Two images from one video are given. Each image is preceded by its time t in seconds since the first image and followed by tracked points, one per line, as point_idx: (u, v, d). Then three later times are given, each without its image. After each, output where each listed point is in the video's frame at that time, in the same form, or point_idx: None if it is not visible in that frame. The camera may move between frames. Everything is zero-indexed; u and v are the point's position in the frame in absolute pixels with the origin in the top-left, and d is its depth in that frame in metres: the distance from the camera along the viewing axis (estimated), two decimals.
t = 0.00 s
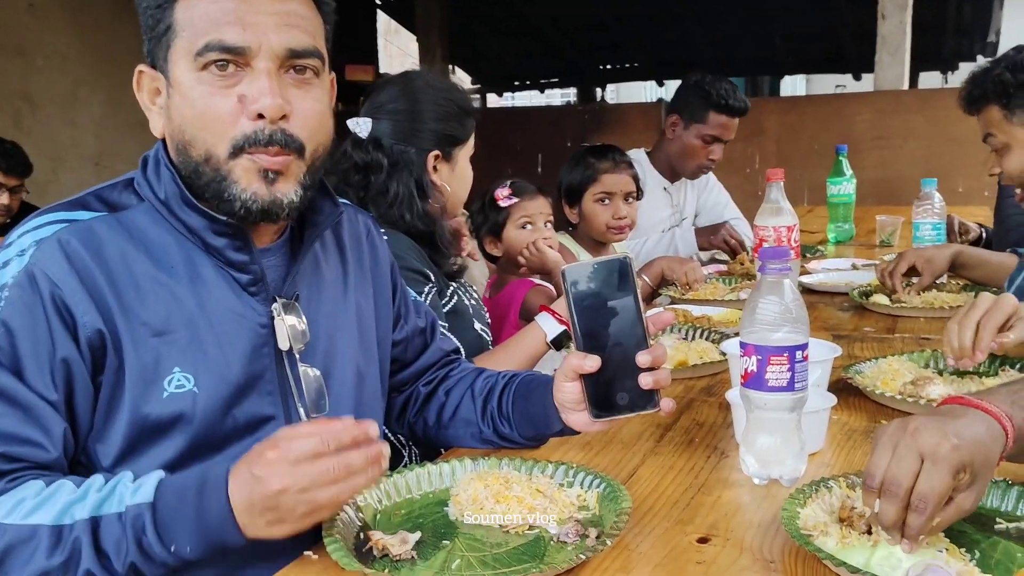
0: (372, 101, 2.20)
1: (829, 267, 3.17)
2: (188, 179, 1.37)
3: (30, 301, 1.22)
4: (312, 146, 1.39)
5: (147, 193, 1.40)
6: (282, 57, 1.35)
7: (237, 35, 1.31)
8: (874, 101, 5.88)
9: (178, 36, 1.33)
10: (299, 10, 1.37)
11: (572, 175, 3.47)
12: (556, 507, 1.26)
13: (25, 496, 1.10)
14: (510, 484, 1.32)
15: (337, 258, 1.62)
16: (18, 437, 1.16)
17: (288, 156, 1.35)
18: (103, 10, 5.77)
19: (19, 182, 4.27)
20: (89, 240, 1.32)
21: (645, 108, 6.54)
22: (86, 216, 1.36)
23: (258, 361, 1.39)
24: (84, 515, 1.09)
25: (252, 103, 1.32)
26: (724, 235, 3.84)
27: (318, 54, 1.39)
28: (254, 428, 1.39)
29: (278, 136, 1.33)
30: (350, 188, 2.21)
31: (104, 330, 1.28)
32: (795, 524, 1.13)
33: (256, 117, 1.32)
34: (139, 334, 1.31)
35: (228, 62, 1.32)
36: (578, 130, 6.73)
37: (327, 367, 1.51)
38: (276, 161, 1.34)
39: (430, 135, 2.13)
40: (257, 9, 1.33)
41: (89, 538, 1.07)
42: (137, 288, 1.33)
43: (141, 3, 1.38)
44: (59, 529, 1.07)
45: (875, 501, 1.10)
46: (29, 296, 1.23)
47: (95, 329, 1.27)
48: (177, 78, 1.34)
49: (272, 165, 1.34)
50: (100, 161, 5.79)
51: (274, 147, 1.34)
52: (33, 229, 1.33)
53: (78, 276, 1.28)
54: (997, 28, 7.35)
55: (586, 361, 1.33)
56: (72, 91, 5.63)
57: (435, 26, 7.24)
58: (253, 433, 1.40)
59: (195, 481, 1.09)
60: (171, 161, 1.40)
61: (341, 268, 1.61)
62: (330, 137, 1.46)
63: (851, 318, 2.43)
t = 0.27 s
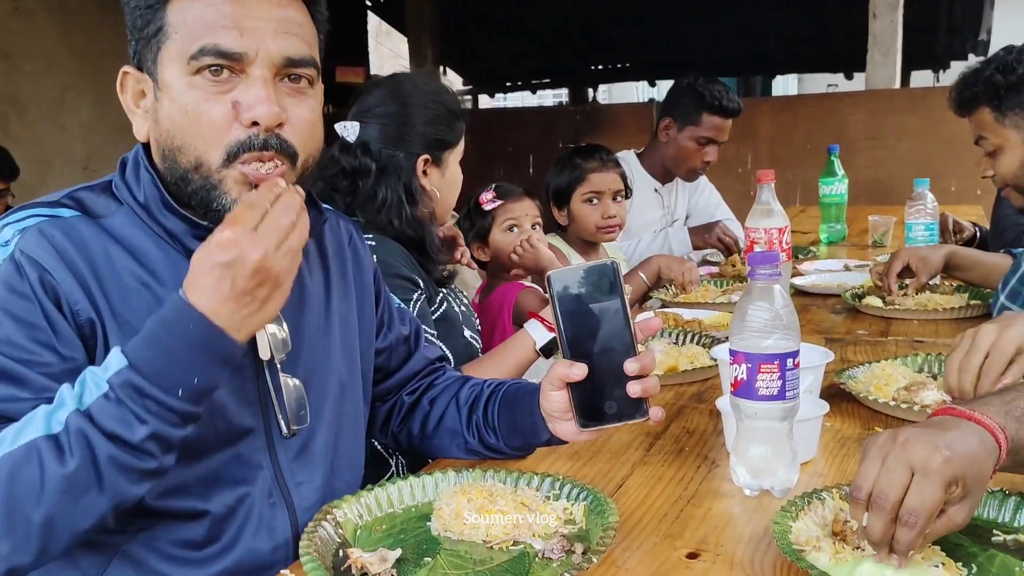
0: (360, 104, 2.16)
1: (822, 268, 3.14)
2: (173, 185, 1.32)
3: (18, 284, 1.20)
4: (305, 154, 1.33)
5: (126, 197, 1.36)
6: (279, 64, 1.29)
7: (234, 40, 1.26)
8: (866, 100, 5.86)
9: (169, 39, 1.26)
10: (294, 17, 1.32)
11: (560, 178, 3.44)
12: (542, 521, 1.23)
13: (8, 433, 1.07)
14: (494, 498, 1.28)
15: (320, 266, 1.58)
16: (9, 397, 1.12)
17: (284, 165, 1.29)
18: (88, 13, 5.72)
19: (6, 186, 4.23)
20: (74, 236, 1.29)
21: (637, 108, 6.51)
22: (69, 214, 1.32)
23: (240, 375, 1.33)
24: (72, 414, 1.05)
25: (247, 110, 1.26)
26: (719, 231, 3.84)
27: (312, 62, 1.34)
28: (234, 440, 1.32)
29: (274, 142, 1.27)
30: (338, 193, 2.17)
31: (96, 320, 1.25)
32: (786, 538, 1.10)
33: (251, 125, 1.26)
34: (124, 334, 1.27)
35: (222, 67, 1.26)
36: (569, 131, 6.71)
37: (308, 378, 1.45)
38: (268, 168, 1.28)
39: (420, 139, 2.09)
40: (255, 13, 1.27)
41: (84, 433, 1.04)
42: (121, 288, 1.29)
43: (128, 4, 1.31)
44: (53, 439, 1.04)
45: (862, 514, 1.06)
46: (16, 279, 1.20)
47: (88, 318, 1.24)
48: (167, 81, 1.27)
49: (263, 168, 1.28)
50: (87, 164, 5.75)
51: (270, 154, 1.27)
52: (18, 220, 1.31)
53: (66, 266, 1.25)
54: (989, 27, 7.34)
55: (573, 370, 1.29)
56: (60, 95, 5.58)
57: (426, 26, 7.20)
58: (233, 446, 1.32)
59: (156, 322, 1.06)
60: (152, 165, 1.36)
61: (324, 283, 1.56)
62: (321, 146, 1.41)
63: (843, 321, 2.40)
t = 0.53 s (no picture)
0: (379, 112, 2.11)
1: (831, 274, 3.08)
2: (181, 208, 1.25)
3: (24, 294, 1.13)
4: (318, 175, 1.26)
5: (125, 207, 1.28)
6: (299, 82, 1.22)
7: (253, 54, 1.19)
8: (871, 102, 5.81)
9: (184, 47, 1.19)
10: (317, 31, 1.24)
11: (565, 184, 3.38)
12: (549, 543, 1.17)
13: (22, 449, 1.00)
14: (499, 518, 1.23)
15: (321, 280, 1.52)
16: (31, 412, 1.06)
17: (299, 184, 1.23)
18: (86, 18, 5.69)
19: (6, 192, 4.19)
20: (76, 245, 1.22)
21: (640, 112, 6.46)
22: (68, 223, 1.25)
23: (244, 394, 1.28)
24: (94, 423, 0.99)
25: (263, 126, 1.19)
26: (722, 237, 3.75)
27: (333, 80, 1.27)
28: (235, 462, 1.26)
29: (291, 160, 1.20)
30: (351, 198, 2.09)
31: (104, 334, 1.19)
32: (807, 563, 1.04)
33: (265, 142, 1.19)
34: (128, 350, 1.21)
35: (239, 81, 1.19)
36: (572, 135, 6.65)
37: (310, 396, 1.40)
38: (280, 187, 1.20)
39: (437, 149, 2.05)
40: (276, 28, 1.20)
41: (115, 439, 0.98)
42: (123, 302, 1.23)
43: (142, 8, 1.24)
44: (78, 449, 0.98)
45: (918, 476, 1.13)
46: (23, 289, 1.13)
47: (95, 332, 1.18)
48: (179, 91, 1.20)
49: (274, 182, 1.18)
50: (86, 171, 5.71)
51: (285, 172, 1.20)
52: (16, 229, 1.23)
53: (72, 276, 1.18)
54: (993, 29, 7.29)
55: (582, 383, 1.23)
56: (58, 101, 5.53)
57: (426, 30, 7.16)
58: (235, 468, 1.26)
59: (171, 319, 1.02)
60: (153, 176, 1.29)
61: (325, 299, 1.50)
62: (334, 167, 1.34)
63: (855, 328, 2.35)
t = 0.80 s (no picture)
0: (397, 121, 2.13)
1: (835, 282, 3.08)
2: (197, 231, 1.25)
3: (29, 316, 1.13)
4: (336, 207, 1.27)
5: (136, 220, 1.29)
6: (326, 118, 1.22)
7: (281, 86, 1.18)
8: (875, 109, 5.81)
9: (209, 74, 1.19)
10: (346, 64, 1.24)
11: (567, 193, 3.39)
12: (548, 556, 1.17)
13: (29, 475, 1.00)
14: (499, 531, 1.23)
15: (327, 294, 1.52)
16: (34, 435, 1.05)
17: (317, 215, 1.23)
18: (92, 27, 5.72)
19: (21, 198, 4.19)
20: (83, 261, 1.23)
21: (645, 118, 6.46)
22: (77, 238, 1.25)
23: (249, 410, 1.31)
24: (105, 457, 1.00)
25: (286, 161, 1.19)
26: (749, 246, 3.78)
27: (357, 114, 1.27)
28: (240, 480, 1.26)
29: (311, 196, 1.21)
30: (368, 205, 2.09)
31: (107, 356, 1.19)
32: None
33: (287, 176, 1.19)
34: (133, 370, 1.21)
35: (264, 114, 1.19)
36: (576, 142, 6.66)
37: (315, 414, 1.41)
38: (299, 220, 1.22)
39: (450, 163, 2.07)
40: (305, 61, 1.20)
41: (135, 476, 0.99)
42: (130, 318, 1.23)
43: (170, 26, 1.23)
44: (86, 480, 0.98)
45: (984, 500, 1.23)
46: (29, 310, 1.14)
47: (100, 354, 1.18)
48: (202, 117, 1.20)
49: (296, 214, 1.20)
50: (92, 179, 5.73)
51: (304, 206, 1.21)
52: (24, 244, 1.24)
53: (78, 293, 1.19)
54: (998, 35, 7.29)
55: (584, 397, 1.23)
56: (65, 109, 5.56)
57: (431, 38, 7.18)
58: (238, 485, 1.26)
59: (193, 358, 1.03)
60: (164, 192, 1.31)
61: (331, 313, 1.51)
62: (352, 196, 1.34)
63: (858, 337, 2.34)
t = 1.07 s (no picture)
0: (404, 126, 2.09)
1: (839, 289, 3.08)
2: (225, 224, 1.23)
3: (32, 316, 1.08)
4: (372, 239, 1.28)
5: (137, 223, 1.25)
6: (388, 162, 1.20)
7: (362, 124, 1.14)
8: (880, 116, 5.79)
9: (288, 94, 1.14)
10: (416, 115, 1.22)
11: (568, 199, 3.38)
12: (551, 566, 1.17)
13: (47, 494, 0.95)
14: (502, 541, 1.23)
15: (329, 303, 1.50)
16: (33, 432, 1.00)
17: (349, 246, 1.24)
18: (100, 29, 5.74)
19: (28, 202, 4.21)
20: (84, 263, 1.18)
21: (650, 124, 6.46)
22: (79, 240, 1.21)
23: (245, 415, 1.31)
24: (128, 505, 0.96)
25: (345, 195, 1.17)
26: (732, 248, 3.81)
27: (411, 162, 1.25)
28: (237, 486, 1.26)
29: (357, 231, 1.21)
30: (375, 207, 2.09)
31: (105, 360, 1.16)
32: None
33: (343, 210, 1.18)
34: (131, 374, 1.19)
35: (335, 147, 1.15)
36: (581, 147, 6.66)
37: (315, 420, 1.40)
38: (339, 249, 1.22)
39: (456, 170, 2.03)
40: (389, 105, 1.16)
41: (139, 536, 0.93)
42: (130, 322, 1.20)
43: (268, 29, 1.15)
44: (99, 522, 0.94)
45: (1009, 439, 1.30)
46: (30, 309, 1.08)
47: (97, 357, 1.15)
48: (266, 131, 1.16)
49: (335, 245, 1.22)
50: (98, 181, 5.75)
51: (348, 239, 1.21)
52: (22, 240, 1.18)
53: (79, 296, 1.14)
54: (1004, 43, 7.27)
55: (590, 407, 1.24)
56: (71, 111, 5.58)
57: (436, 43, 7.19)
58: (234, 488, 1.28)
59: (259, 446, 0.98)
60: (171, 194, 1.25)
61: (332, 321, 1.49)
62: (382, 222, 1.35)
63: (863, 346, 2.34)
